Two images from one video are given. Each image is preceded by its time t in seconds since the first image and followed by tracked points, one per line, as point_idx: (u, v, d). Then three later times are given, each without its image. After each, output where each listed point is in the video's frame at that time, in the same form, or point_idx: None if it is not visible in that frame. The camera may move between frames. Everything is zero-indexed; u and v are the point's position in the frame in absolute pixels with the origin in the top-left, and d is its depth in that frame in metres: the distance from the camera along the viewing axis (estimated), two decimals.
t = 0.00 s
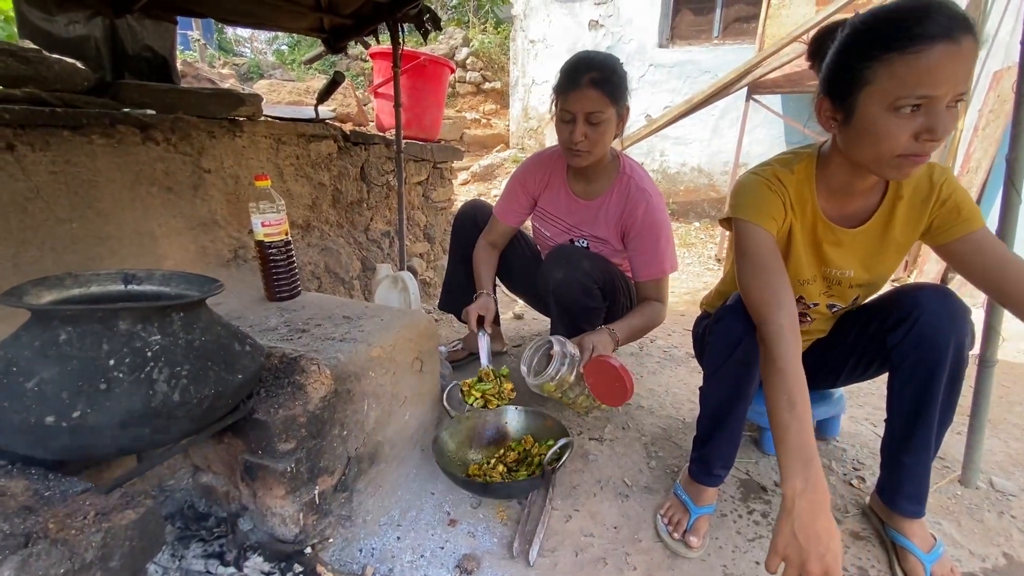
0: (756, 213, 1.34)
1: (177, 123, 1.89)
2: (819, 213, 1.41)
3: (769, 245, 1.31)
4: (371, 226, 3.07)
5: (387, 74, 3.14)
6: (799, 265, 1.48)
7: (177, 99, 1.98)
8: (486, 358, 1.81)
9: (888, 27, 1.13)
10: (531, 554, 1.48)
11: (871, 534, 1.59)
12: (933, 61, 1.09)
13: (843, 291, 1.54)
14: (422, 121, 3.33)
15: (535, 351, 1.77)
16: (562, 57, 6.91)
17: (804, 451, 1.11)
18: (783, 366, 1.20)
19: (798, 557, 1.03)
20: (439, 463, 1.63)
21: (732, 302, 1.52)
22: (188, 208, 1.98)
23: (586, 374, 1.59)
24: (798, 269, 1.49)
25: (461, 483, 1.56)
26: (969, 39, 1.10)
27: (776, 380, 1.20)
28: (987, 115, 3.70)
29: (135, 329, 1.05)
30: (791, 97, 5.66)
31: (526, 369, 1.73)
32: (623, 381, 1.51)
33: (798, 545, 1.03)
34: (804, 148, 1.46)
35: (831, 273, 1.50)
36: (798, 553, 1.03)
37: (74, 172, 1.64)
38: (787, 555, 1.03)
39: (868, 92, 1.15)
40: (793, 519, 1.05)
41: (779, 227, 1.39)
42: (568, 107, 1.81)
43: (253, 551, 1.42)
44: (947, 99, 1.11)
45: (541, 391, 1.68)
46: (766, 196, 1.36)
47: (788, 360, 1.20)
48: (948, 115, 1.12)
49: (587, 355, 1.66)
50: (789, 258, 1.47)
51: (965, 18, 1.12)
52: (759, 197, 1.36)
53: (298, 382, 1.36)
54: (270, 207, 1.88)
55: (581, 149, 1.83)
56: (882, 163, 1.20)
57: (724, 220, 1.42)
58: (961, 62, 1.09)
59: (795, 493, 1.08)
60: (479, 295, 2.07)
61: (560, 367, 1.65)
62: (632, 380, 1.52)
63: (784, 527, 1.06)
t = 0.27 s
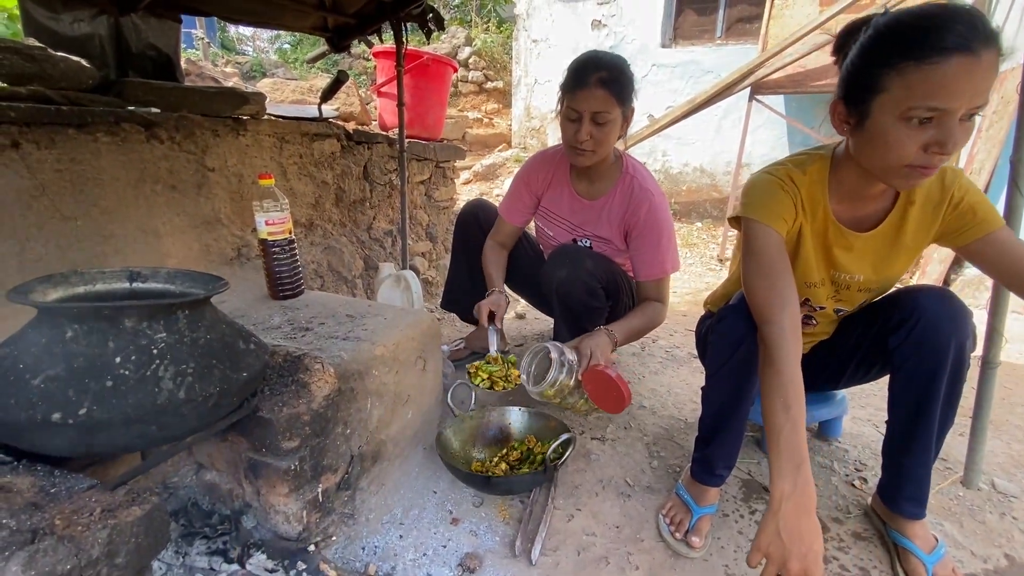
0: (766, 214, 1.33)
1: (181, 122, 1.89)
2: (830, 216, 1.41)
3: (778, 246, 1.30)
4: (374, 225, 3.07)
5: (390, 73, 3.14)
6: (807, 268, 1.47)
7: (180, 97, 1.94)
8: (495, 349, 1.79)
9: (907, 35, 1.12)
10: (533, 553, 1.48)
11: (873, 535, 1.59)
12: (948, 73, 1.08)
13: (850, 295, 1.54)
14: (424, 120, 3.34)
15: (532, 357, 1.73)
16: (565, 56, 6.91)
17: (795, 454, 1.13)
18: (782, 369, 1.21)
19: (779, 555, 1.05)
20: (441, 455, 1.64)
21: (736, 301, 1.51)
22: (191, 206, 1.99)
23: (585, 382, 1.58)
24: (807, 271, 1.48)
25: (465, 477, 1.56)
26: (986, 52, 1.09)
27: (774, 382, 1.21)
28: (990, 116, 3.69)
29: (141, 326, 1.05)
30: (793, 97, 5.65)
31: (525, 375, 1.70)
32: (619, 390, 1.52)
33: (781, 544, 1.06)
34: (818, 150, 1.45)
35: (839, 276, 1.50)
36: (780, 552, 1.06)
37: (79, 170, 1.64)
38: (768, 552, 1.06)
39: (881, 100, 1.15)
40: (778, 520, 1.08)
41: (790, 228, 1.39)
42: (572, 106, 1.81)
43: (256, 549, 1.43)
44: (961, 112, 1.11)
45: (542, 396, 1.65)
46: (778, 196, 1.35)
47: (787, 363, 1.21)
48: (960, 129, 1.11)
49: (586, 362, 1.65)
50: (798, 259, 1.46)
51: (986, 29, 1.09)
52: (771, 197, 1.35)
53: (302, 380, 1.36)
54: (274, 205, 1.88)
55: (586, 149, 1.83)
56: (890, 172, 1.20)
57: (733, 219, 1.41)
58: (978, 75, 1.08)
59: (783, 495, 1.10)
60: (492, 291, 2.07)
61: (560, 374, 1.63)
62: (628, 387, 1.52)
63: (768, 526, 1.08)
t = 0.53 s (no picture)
0: (770, 213, 1.33)
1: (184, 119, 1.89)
2: (835, 218, 1.41)
3: (782, 246, 1.30)
4: (377, 223, 3.07)
5: (392, 71, 3.14)
6: (810, 268, 1.48)
7: (183, 95, 1.94)
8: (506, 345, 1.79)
9: (907, 43, 1.11)
10: (535, 551, 1.48)
11: (874, 534, 1.60)
12: (940, 86, 1.07)
13: (852, 297, 1.54)
14: (426, 118, 3.33)
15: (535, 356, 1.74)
16: (567, 54, 6.89)
17: (802, 455, 1.13)
18: (789, 369, 1.21)
19: (791, 557, 1.05)
20: (443, 465, 1.64)
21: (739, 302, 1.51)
22: (195, 204, 1.99)
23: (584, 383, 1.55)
24: (810, 271, 1.49)
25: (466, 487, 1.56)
26: (984, 67, 1.06)
27: (781, 383, 1.21)
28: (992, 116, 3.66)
29: (146, 324, 1.06)
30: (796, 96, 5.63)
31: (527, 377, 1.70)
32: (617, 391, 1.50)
33: (792, 546, 1.05)
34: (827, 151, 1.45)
35: (841, 278, 1.50)
36: (791, 553, 1.05)
37: (83, 168, 1.64)
38: (780, 554, 1.06)
39: (877, 106, 1.16)
40: (789, 521, 1.07)
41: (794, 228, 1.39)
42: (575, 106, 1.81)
43: (260, 546, 1.43)
44: (953, 125, 1.09)
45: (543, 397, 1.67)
46: (782, 195, 1.35)
47: (793, 364, 1.21)
48: (949, 141, 1.10)
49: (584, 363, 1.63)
50: (801, 259, 1.47)
51: (990, 42, 1.07)
52: (775, 196, 1.35)
53: (305, 378, 1.37)
54: (279, 203, 1.88)
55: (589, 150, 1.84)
56: (882, 179, 1.21)
57: (738, 218, 1.42)
58: (971, 90, 1.06)
59: (793, 496, 1.10)
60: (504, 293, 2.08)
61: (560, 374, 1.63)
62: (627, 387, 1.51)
63: (779, 527, 1.08)
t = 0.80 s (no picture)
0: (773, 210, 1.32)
1: (183, 113, 1.88)
2: (838, 214, 1.40)
3: (783, 243, 1.29)
4: (377, 219, 3.06)
5: (393, 66, 3.12)
6: (813, 265, 1.47)
7: (183, 89, 1.92)
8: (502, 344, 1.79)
9: (907, 39, 1.10)
10: (537, 547, 1.47)
11: (876, 531, 1.59)
12: (938, 83, 1.06)
13: (854, 294, 1.53)
14: (427, 114, 3.32)
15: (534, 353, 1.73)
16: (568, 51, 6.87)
17: (800, 453, 1.12)
18: (788, 366, 1.20)
19: (786, 555, 1.05)
20: (441, 473, 1.61)
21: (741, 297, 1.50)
22: (194, 199, 1.98)
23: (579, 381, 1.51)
24: (813, 268, 1.47)
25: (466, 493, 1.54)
26: (984, 63, 1.05)
27: (779, 380, 1.20)
28: (995, 114, 3.63)
29: (146, 317, 1.05)
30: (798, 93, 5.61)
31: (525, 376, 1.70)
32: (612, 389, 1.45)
33: (787, 544, 1.06)
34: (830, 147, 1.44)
35: (844, 275, 1.49)
36: (786, 551, 1.05)
37: (82, 162, 1.63)
38: (775, 551, 1.06)
39: (878, 102, 1.14)
40: (784, 519, 1.07)
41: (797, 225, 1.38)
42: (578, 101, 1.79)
43: (261, 541, 1.42)
44: (951, 123, 1.08)
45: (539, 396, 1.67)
46: (785, 191, 1.34)
47: (792, 361, 1.20)
48: (950, 138, 1.08)
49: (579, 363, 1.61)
50: (804, 256, 1.46)
51: (989, 38, 1.06)
52: (778, 193, 1.34)
53: (306, 372, 1.36)
54: (279, 197, 1.87)
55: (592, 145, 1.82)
56: (883, 176, 1.20)
57: (740, 215, 1.41)
58: (970, 86, 1.05)
59: (789, 494, 1.09)
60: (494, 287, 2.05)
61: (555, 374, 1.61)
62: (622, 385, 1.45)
63: (775, 525, 1.07)
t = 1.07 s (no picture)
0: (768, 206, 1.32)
1: (182, 110, 1.87)
2: (833, 209, 1.40)
3: (781, 238, 1.29)
4: (377, 216, 3.06)
5: (392, 64, 3.11)
6: (809, 261, 1.46)
7: (183, 85, 1.93)
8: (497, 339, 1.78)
9: (896, 33, 1.09)
10: (537, 544, 1.47)
11: (876, 528, 1.59)
12: (926, 76, 1.06)
13: (850, 289, 1.53)
14: (426, 112, 3.31)
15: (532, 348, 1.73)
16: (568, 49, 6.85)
17: (803, 448, 1.12)
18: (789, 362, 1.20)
19: (792, 550, 1.05)
20: (441, 465, 1.60)
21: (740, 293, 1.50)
22: (193, 195, 1.97)
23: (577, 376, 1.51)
24: (809, 264, 1.47)
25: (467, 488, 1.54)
26: (972, 55, 1.05)
27: (781, 375, 1.20)
28: (994, 111, 3.60)
29: (145, 313, 1.04)
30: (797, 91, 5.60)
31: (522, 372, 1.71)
32: (610, 385, 1.45)
33: (792, 539, 1.05)
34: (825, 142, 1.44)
35: (840, 270, 1.48)
36: (791, 547, 1.05)
37: (81, 158, 1.63)
38: (780, 547, 1.06)
39: (868, 96, 1.14)
40: (789, 514, 1.07)
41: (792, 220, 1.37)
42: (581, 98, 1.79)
43: (260, 538, 1.42)
44: (941, 115, 1.07)
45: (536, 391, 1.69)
46: (781, 187, 1.34)
47: (794, 356, 1.20)
48: (940, 129, 1.08)
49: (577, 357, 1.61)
50: (799, 252, 1.45)
51: (979, 30, 1.05)
52: (773, 188, 1.33)
53: (305, 369, 1.35)
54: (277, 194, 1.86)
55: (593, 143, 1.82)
56: (875, 167, 1.19)
57: (736, 211, 1.40)
58: (959, 78, 1.04)
59: (793, 489, 1.09)
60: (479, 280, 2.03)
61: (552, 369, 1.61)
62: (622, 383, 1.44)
63: (780, 520, 1.07)
